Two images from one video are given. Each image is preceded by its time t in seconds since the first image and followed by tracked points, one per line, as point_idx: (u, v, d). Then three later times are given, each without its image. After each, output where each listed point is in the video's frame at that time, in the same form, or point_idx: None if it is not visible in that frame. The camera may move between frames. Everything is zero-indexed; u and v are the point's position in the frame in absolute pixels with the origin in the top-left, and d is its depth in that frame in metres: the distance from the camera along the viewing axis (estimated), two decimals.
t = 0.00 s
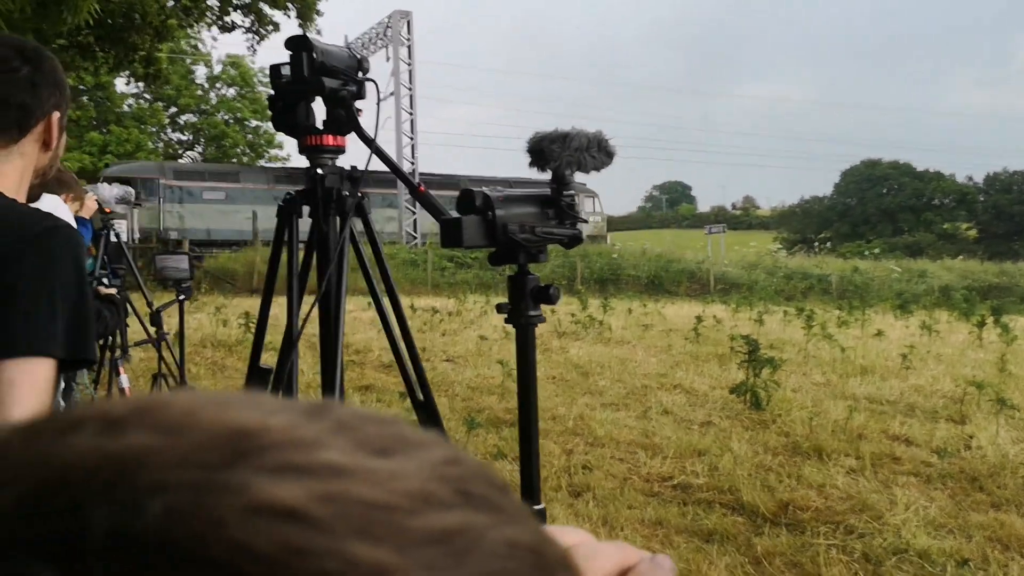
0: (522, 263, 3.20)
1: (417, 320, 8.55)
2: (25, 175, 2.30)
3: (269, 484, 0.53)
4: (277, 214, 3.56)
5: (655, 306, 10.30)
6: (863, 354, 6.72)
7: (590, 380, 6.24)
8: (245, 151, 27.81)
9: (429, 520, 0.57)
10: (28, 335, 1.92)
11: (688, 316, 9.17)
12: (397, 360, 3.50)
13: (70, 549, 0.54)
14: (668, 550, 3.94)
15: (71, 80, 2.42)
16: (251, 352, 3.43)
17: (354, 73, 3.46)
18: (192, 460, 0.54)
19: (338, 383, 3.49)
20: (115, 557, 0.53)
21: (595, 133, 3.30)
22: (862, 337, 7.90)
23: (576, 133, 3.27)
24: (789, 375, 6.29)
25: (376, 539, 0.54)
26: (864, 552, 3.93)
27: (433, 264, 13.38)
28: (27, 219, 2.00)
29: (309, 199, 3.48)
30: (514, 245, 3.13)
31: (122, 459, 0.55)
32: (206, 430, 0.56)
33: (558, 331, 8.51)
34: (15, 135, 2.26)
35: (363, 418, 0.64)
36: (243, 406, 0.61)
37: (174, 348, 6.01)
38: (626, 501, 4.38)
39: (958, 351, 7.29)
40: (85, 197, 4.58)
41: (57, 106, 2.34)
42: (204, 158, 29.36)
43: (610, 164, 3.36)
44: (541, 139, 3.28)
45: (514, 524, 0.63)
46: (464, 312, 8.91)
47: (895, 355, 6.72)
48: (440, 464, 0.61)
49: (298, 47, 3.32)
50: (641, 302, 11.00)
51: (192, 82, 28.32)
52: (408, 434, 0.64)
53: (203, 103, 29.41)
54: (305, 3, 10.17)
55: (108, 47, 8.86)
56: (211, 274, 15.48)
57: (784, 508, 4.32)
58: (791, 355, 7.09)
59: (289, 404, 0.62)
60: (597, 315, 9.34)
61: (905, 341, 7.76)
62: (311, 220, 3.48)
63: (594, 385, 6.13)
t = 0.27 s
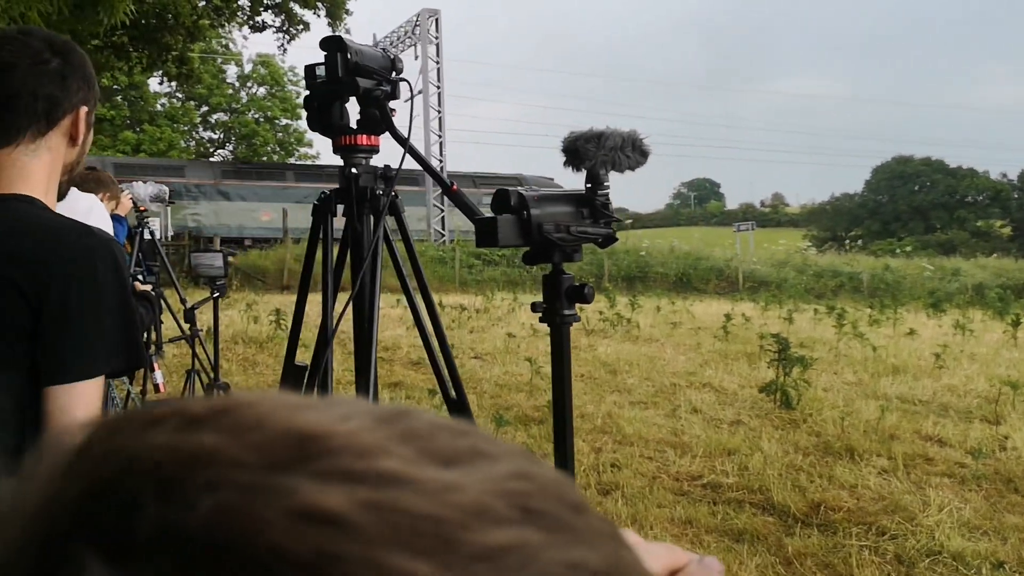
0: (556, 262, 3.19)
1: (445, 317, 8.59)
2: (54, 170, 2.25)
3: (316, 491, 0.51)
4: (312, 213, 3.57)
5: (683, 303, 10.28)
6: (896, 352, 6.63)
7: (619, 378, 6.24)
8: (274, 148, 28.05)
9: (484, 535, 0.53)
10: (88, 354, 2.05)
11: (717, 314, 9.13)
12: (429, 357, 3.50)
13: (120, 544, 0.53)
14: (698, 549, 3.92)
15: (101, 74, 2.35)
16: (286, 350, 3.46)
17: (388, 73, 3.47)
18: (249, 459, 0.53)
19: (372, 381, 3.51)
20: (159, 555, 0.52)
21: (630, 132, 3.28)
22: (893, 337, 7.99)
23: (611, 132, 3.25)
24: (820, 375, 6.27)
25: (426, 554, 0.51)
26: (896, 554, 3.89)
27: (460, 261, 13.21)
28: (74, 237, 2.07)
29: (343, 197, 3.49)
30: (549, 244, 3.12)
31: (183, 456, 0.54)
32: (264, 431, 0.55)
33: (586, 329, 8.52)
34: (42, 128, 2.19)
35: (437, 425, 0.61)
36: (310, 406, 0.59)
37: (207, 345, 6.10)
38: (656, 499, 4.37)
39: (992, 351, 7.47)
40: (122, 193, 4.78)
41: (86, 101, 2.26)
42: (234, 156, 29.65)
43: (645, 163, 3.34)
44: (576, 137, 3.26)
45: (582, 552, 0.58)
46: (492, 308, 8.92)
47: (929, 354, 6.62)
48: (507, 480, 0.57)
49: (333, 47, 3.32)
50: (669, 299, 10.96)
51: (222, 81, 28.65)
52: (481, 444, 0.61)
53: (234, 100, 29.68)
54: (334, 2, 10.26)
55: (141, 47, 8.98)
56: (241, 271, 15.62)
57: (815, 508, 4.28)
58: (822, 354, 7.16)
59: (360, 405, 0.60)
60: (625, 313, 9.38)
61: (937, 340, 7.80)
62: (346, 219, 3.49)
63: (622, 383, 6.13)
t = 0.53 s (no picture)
0: (576, 261, 3.18)
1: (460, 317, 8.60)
2: (83, 170, 2.25)
3: (265, 489, 0.52)
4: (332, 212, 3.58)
5: (701, 304, 10.25)
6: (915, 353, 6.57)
7: (634, 378, 6.23)
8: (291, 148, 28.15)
9: (436, 534, 0.52)
10: (107, 355, 2.05)
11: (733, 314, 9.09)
12: (449, 355, 3.49)
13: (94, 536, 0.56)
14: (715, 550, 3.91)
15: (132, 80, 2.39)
16: (306, 349, 3.46)
17: (407, 73, 3.47)
18: (226, 460, 0.55)
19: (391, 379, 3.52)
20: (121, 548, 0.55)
21: (650, 131, 3.27)
22: (911, 339, 7.94)
23: (631, 131, 3.24)
24: (837, 376, 6.25)
25: (368, 554, 0.51)
26: (915, 556, 3.86)
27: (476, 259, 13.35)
28: (94, 236, 2.06)
29: (362, 197, 3.50)
30: (569, 244, 3.11)
31: (162, 451, 0.57)
32: (229, 430, 0.56)
33: (601, 329, 8.51)
34: (71, 127, 2.21)
35: (432, 417, 0.60)
36: (300, 402, 0.60)
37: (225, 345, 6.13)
38: (672, 500, 4.36)
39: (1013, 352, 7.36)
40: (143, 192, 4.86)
41: (115, 104, 2.28)
42: (250, 156, 29.80)
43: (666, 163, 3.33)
44: (596, 137, 3.26)
45: (575, 553, 0.55)
46: (507, 308, 8.92)
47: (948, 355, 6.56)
48: (489, 475, 0.55)
49: (353, 48, 3.32)
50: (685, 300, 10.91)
51: (239, 82, 28.80)
52: (478, 436, 0.59)
53: (251, 101, 29.82)
54: (350, 3, 10.31)
55: (159, 48, 9.04)
56: (258, 271, 15.69)
57: (833, 509, 4.26)
58: (839, 355, 7.12)
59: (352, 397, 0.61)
60: (640, 312, 9.37)
61: (956, 341, 7.75)
62: (364, 218, 3.50)
63: (638, 383, 6.13)
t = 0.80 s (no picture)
0: (588, 260, 3.18)
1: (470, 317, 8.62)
2: (103, 173, 2.27)
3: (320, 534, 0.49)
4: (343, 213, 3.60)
5: (711, 304, 10.24)
6: (926, 354, 6.54)
7: (644, 379, 6.23)
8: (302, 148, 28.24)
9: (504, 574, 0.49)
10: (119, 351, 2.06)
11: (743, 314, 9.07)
12: (460, 356, 3.49)
13: None
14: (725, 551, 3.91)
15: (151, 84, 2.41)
16: (317, 348, 3.47)
17: (419, 73, 3.48)
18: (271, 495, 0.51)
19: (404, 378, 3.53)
20: None
21: (662, 130, 3.27)
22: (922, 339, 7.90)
23: (643, 130, 3.24)
24: (848, 377, 6.23)
25: None
26: (927, 557, 3.84)
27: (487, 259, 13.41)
28: (104, 232, 2.07)
29: (374, 197, 3.51)
30: (580, 243, 3.11)
31: (203, 488, 0.53)
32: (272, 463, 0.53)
33: (611, 329, 8.51)
34: (91, 129, 2.22)
35: (484, 430, 0.56)
36: (340, 420, 0.56)
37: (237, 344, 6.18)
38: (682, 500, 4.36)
39: None
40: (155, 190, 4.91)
41: (135, 107, 2.30)
42: (262, 157, 29.92)
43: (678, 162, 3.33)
44: (608, 136, 3.26)
45: None
46: (517, 308, 8.92)
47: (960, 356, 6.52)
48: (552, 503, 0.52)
49: (364, 47, 3.33)
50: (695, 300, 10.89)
51: (250, 83, 28.95)
52: (533, 454, 0.56)
53: (262, 101, 29.98)
54: (361, 3, 10.34)
55: (171, 48, 9.10)
56: (269, 271, 15.74)
57: (844, 510, 4.25)
58: (850, 355, 7.08)
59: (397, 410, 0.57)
60: (651, 313, 9.37)
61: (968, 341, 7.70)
62: (377, 217, 3.51)
63: (648, 383, 6.13)
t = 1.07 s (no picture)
0: (595, 259, 3.18)
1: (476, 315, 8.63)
2: (108, 166, 2.27)
3: None
4: (349, 211, 3.61)
5: (717, 303, 10.22)
6: (932, 353, 6.52)
7: (650, 378, 6.24)
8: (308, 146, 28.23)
9: None
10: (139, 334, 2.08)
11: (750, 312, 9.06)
12: (466, 355, 3.50)
13: None
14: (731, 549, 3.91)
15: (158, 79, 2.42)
16: (324, 347, 3.48)
17: (425, 70, 3.48)
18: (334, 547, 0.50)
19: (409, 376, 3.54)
20: None
21: (669, 128, 3.27)
22: (929, 340, 7.87)
23: (649, 128, 3.25)
24: (855, 376, 6.22)
25: None
26: (932, 557, 3.84)
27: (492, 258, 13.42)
28: (121, 218, 2.08)
29: (381, 195, 3.52)
30: (587, 241, 3.12)
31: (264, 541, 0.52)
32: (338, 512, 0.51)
33: (617, 328, 8.50)
34: (96, 122, 2.23)
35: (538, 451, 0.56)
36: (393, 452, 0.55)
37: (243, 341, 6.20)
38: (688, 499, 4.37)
39: None
40: (161, 187, 4.94)
41: (141, 101, 2.31)
42: (268, 155, 29.95)
43: (684, 160, 3.33)
44: (614, 134, 3.26)
45: None
46: (523, 306, 8.92)
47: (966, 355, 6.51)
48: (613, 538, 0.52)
49: (371, 44, 3.34)
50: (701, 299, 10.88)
51: (257, 81, 28.98)
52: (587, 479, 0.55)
53: (268, 100, 30.00)
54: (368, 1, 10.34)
55: (178, 46, 9.13)
56: (275, 268, 15.77)
57: (850, 509, 4.25)
58: (856, 355, 7.06)
59: (428, 448, 0.54)
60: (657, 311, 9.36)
61: (975, 341, 7.68)
62: (383, 215, 3.52)
63: (654, 382, 6.13)
